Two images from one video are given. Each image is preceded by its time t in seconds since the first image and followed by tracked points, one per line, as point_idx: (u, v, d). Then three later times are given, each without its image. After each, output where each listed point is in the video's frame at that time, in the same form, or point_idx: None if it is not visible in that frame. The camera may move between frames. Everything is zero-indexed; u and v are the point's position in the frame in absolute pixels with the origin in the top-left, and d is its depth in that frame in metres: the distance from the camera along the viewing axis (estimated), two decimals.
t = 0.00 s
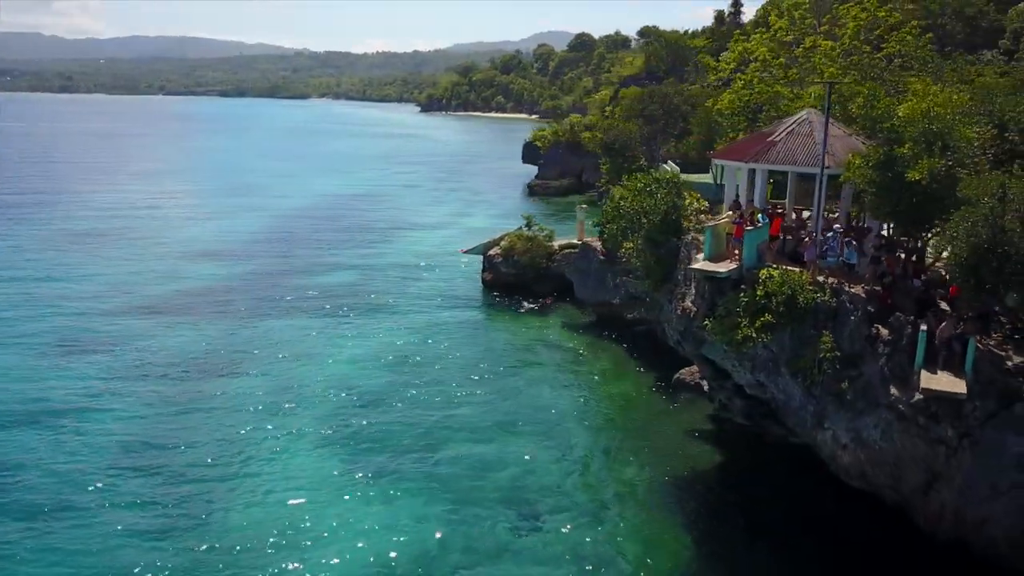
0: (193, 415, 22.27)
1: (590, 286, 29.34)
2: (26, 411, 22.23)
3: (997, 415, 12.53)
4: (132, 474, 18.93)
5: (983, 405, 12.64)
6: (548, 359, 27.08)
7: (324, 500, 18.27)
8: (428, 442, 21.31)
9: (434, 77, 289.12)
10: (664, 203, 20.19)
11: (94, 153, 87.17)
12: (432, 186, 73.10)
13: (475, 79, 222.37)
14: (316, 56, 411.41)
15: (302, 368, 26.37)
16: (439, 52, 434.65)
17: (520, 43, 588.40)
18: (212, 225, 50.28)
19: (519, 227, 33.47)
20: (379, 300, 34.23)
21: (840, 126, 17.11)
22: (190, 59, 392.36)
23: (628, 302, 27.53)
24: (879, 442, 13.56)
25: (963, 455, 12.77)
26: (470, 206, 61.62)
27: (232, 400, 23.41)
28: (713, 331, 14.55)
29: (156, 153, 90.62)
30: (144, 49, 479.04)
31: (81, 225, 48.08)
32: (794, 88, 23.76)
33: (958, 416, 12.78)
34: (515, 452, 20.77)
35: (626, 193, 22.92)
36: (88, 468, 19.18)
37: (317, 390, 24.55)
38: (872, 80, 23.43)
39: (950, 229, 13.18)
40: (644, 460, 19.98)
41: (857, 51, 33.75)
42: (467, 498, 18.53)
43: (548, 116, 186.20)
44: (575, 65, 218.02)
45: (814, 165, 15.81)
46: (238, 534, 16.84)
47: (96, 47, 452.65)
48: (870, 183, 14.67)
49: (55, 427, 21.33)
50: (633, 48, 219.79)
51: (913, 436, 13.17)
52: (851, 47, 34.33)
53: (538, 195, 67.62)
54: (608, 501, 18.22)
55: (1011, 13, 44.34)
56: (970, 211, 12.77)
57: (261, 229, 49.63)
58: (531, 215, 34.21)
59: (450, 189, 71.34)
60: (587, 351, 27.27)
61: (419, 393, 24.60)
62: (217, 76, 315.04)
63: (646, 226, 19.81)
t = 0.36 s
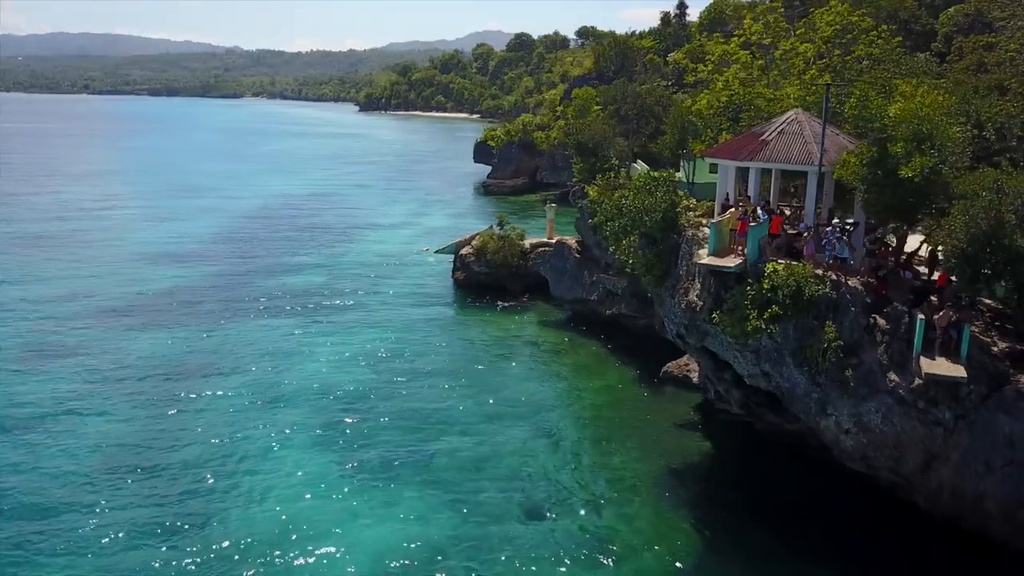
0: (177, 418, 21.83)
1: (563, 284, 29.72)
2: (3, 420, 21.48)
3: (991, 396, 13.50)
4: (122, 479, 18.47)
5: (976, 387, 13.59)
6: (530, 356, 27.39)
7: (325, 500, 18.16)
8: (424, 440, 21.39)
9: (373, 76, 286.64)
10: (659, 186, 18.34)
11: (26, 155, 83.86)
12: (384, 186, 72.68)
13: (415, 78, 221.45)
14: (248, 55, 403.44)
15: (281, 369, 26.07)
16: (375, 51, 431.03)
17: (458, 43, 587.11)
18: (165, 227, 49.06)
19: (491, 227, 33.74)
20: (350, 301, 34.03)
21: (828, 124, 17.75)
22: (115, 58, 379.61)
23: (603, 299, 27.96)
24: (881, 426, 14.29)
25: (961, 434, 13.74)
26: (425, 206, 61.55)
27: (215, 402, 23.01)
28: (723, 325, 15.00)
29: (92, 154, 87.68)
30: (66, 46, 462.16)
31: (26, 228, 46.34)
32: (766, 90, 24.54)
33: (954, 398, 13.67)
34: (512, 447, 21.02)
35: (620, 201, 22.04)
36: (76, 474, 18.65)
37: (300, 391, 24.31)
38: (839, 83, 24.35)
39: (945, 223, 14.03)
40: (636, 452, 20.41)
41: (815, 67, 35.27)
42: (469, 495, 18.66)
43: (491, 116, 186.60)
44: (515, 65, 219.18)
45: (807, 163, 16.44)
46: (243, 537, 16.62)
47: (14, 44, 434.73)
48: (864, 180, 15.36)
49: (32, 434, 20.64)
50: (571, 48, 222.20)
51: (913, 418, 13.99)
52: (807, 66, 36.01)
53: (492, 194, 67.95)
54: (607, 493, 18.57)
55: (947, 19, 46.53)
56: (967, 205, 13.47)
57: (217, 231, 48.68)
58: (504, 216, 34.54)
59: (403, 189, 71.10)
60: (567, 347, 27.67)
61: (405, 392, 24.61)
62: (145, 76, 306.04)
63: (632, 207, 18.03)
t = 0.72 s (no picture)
0: (171, 427, 21.66)
1: (546, 282, 30.12)
2: None
3: (986, 380, 14.39)
4: (127, 493, 18.31)
5: (973, 371, 14.47)
6: (517, 353, 27.76)
7: (337, 502, 18.31)
8: (425, 438, 21.63)
9: (318, 75, 283.39)
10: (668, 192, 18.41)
11: None
12: (343, 186, 72.17)
13: (361, 77, 219.59)
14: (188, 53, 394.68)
15: (269, 372, 25.97)
16: (319, 49, 425.91)
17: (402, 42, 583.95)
18: (126, 229, 48.03)
19: (470, 226, 34.06)
20: (328, 301, 33.94)
21: (818, 125, 18.51)
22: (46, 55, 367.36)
23: (588, 296, 28.45)
24: (884, 411, 15.03)
25: (958, 416, 14.57)
26: (388, 206, 61.38)
27: (208, 409, 22.85)
28: (733, 318, 15.57)
29: (33, 155, 84.95)
30: None
31: None
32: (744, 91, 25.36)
33: (953, 383, 14.50)
34: (513, 443, 21.39)
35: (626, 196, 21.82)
36: (78, 489, 18.43)
37: (292, 394, 24.27)
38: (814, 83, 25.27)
39: (942, 219, 14.91)
40: (635, 441, 20.92)
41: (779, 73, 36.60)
42: (477, 492, 18.95)
43: (441, 115, 186.35)
44: (463, 65, 219.09)
45: (805, 161, 17.17)
46: (259, 541, 16.69)
47: None
48: (860, 177, 16.13)
49: (23, 447, 20.25)
50: (518, 48, 223.22)
51: (914, 403, 14.79)
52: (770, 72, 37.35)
53: (453, 194, 68.09)
54: (612, 483, 19.04)
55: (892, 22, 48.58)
56: (967, 199, 14.31)
57: (180, 233, 47.86)
58: (482, 216, 34.87)
59: (363, 189, 70.74)
60: (554, 343, 28.11)
61: (398, 393, 24.77)
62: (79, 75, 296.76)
63: (640, 209, 18.06)
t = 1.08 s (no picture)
0: (170, 428, 21.45)
1: (529, 280, 30.62)
2: None
3: (978, 361, 15.48)
4: (137, 496, 18.14)
5: (967, 353, 15.53)
6: (505, 349, 28.27)
7: (351, 501, 18.60)
8: (429, 436, 21.99)
9: (257, 73, 278.57)
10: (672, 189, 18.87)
11: None
12: (299, 187, 71.57)
13: (302, 76, 216.66)
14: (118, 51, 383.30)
15: (260, 371, 25.85)
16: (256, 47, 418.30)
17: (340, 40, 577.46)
18: (84, 232, 46.97)
19: (449, 225, 34.44)
20: (307, 302, 33.85)
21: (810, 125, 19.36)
22: None
23: (572, 292, 29.02)
24: (886, 393, 15.95)
25: (954, 396, 15.61)
26: (349, 206, 61.22)
27: (205, 410, 22.68)
28: (743, 308, 16.28)
29: None
30: None
31: None
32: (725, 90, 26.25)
33: (951, 364, 15.53)
34: (515, 437, 21.92)
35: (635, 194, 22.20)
36: (85, 493, 18.16)
37: (287, 394, 24.26)
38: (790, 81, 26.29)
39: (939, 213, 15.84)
40: (635, 430, 21.53)
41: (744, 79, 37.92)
42: (488, 488, 19.35)
43: (387, 114, 185.38)
44: (406, 64, 218.11)
45: (803, 158, 17.93)
46: (281, 541, 16.93)
47: None
48: (857, 175, 16.97)
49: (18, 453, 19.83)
50: (461, 47, 223.40)
51: (914, 385, 15.76)
52: (736, 75, 38.60)
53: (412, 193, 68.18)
54: (620, 471, 19.61)
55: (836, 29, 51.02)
56: (963, 194, 15.28)
57: (141, 235, 47.00)
58: (461, 216, 35.26)
59: (320, 189, 70.28)
60: (540, 339, 28.70)
61: (393, 392, 24.96)
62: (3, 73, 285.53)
63: (646, 204, 18.53)
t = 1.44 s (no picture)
0: (171, 438, 21.42)
1: (509, 276, 31.16)
2: None
3: (965, 342, 16.65)
4: (151, 505, 18.14)
5: (955, 335, 16.68)
6: (491, 344, 28.83)
7: (366, 501, 18.99)
8: (430, 434, 22.46)
9: (189, 71, 271.95)
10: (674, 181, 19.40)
11: None
12: (252, 186, 70.69)
13: (238, 73, 212.46)
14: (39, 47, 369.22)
15: (250, 376, 25.84)
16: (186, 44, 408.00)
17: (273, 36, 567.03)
18: (39, 235, 45.76)
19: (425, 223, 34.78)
20: (285, 303, 33.81)
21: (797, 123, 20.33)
22: None
23: (554, 287, 29.66)
24: (881, 374, 17.00)
25: (943, 375, 16.76)
26: (307, 206, 60.86)
27: (203, 419, 22.68)
28: (748, 297, 17.16)
29: None
30: None
31: None
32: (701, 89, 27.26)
33: (939, 346, 16.70)
34: (514, 429, 22.53)
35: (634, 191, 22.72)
36: (97, 503, 18.08)
37: (282, 397, 24.43)
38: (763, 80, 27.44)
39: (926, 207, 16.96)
40: (632, 418, 22.31)
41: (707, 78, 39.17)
42: (498, 482, 19.88)
43: (329, 113, 183.57)
44: (346, 62, 216.08)
45: (795, 155, 18.86)
46: (302, 541, 17.26)
47: None
48: (847, 171, 17.99)
49: (19, 467, 19.55)
50: (401, 45, 222.42)
51: (906, 365, 16.84)
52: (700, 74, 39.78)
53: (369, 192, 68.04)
54: (623, 457, 20.37)
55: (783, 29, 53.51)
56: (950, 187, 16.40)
57: (98, 237, 46.00)
58: (436, 214, 35.64)
59: (273, 189, 69.57)
60: (524, 333, 29.34)
61: (387, 392, 25.27)
62: None
63: (649, 196, 19.07)
